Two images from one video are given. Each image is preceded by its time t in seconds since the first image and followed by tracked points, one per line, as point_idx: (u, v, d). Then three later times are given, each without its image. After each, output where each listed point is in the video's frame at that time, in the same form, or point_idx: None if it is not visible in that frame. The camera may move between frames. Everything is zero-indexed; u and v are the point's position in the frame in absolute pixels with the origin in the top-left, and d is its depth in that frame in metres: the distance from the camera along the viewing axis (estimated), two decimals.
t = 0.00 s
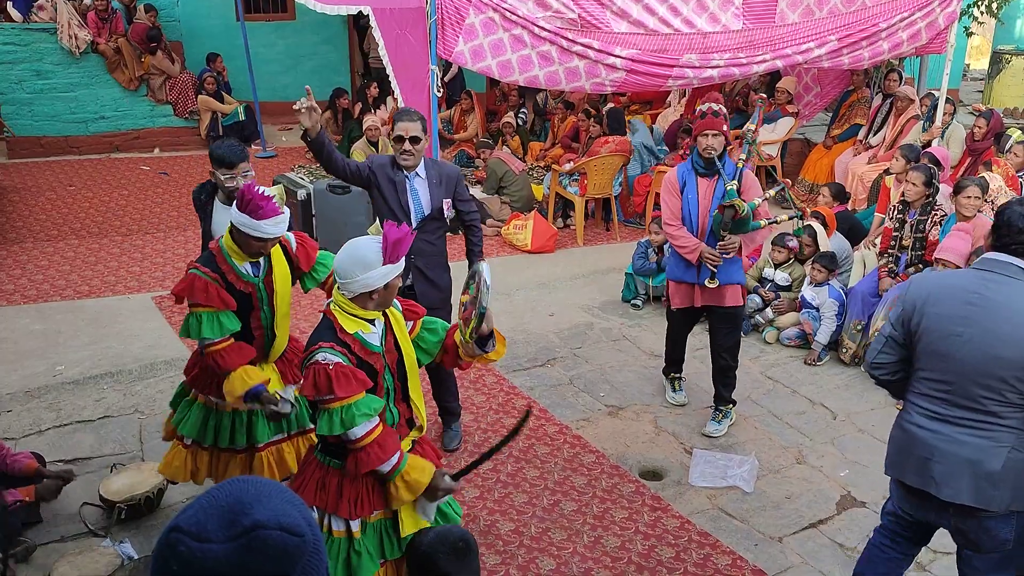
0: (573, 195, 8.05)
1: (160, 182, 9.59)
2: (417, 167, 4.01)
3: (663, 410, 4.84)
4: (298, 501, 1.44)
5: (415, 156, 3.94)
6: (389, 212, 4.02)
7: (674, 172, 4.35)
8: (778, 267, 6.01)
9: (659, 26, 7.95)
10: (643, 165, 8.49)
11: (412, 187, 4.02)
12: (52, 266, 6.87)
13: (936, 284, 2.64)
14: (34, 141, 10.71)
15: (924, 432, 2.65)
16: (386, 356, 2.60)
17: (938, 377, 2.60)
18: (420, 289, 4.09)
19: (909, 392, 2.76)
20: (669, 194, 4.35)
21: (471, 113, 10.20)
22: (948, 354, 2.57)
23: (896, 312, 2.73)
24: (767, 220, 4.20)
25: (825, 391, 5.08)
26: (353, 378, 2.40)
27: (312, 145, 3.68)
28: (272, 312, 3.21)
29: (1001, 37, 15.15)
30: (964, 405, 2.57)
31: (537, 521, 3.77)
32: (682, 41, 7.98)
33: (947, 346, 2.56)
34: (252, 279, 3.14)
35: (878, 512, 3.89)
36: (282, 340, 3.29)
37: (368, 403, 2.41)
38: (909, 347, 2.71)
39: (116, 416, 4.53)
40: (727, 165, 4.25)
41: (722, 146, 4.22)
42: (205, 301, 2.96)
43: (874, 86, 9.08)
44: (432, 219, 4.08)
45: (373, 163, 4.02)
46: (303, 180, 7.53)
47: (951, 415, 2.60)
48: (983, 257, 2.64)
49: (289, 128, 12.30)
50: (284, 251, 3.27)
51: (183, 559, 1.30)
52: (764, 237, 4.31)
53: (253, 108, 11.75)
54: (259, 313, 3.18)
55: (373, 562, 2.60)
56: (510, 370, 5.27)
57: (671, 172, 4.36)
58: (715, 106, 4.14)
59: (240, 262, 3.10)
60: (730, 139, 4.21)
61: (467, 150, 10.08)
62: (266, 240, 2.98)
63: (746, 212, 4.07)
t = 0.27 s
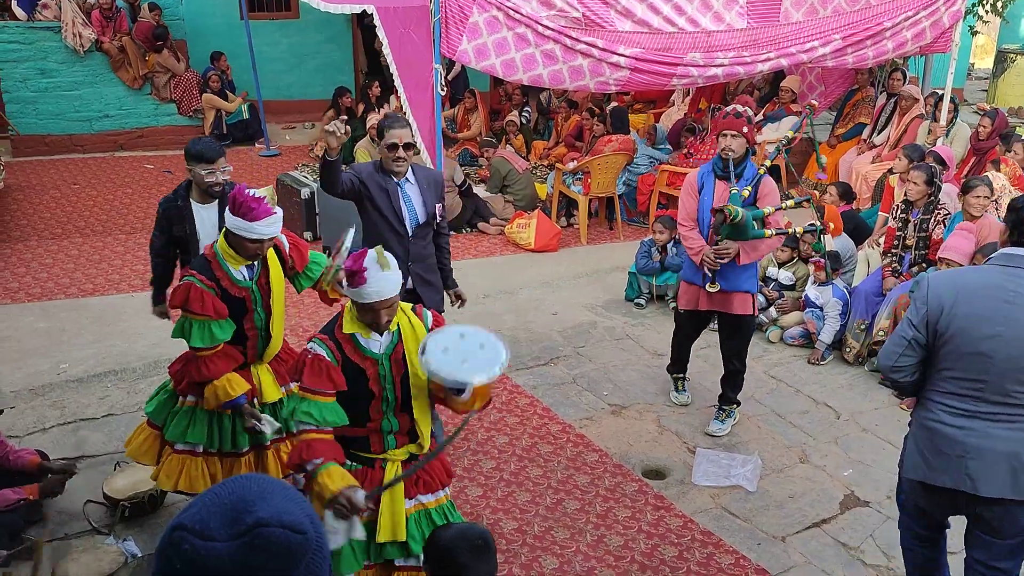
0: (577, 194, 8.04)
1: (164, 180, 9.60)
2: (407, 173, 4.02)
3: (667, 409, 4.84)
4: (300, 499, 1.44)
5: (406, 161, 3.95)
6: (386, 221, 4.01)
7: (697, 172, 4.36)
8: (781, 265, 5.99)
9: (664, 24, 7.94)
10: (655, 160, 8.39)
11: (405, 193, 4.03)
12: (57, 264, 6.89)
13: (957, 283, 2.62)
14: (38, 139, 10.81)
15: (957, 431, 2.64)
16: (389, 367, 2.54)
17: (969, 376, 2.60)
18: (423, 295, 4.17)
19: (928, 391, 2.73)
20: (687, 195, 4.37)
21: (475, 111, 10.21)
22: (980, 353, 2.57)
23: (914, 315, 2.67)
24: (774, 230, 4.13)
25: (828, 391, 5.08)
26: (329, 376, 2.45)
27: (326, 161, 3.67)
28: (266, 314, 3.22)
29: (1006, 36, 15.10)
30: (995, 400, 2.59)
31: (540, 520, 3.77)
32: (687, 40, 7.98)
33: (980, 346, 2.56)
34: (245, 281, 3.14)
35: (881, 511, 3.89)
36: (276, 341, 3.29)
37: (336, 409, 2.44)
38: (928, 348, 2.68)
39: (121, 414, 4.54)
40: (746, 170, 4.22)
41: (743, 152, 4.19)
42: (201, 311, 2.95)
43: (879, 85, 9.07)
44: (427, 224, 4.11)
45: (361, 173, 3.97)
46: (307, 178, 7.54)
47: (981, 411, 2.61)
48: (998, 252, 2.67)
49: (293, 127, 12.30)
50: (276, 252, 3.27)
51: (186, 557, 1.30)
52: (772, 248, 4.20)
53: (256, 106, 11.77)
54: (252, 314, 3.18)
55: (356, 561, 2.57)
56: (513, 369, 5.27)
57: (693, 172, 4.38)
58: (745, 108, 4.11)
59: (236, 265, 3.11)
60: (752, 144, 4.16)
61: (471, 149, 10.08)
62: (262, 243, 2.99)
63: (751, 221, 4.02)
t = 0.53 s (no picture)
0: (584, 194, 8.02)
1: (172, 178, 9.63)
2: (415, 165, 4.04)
3: (673, 410, 4.83)
4: (308, 497, 1.44)
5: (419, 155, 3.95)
6: (395, 212, 4.02)
7: (718, 174, 4.37)
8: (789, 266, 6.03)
9: (672, 25, 7.95)
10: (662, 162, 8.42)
11: (415, 186, 4.05)
12: (65, 262, 6.91)
13: (958, 286, 2.61)
14: (47, 138, 10.85)
15: (973, 428, 2.61)
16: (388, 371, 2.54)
17: (981, 375, 2.59)
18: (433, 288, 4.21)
19: (935, 391, 2.71)
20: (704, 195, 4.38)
21: (482, 111, 10.21)
22: (990, 352, 2.56)
23: (919, 322, 2.63)
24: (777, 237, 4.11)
25: (835, 392, 5.06)
26: (341, 347, 2.62)
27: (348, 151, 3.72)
28: (267, 314, 3.20)
29: (1016, 36, 15.05)
30: (1006, 395, 2.60)
31: (545, 520, 3.77)
32: (694, 40, 7.97)
33: (993, 345, 2.55)
34: (252, 276, 3.17)
35: (887, 513, 3.88)
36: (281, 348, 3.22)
37: (346, 375, 2.63)
38: (932, 351, 2.66)
39: (127, 411, 4.55)
40: (760, 175, 4.18)
41: (761, 154, 4.13)
42: (179, 256, 3.15)
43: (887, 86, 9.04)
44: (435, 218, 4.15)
45: (370, 164, 3.97)
46: (313, 177, 7.56)
47: (994, 406, 2.61)
48: (990, 251, 2.67)
49: (300, 126, 12.33)
50: (295, 265, 3.22)
51: (195, 556, 1.30)
52: (772, 255, 4.15)
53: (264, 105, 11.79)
54: (252, 310, 3.20)
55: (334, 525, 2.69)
56: (519, 369, 5.27)
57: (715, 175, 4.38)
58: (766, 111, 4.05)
59: (242, 255, 3.15)
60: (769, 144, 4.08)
61: (477, 149, 10.08)
62: (255, 235, 3.04)
63: (749, 227, 4.02)
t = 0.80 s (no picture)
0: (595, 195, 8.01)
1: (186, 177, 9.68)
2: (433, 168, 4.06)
3: (683, 412, 4.82)
4: (318, 496, 1.45)
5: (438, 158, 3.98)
6: (414, 216, 4.04)
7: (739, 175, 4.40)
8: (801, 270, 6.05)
9: (686, 26, 7.96)
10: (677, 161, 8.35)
11: (433, 189, 4.07)
12: (78, 259, 6.96)
13: (991, 288, 2.58)
14: (62, 136, 10.92)
15: (1013, 425, 2.62)
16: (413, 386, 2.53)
17: (1019, 372, 2.60)
18: (455, 291, 4.22)
19: (967, 393, 2.69)
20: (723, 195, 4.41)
21: (494, 112, 10.24)
22: None
23: (960, 330, 2.56)
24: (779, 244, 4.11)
25: (847, 396, 5.04)
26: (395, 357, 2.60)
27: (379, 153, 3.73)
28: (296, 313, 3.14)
29: None
30: None
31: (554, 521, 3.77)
32: (707, 42, 7.99)
33: None
34: (284, 275, 3.13)
35: (898, 518, 3.86)
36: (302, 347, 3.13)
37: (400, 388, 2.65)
38: (969, 356, 2.62)
39: (139, 409, 4.57)
40: (775, 179, 4.15)
41: (777, 159, 4.10)
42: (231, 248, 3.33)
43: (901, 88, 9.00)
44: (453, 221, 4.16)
45: (391, 168, 3.99)
46: (325, 177, 7.58)
47: None
48: (1004, 251, 2.67)
49: (313, 126, 12.37)
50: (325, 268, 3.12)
51: (206, 552, 1.31)
52: (773, 261, 4.17)
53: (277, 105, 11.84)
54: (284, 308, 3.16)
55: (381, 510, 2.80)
56: (529, 370, 5.27)
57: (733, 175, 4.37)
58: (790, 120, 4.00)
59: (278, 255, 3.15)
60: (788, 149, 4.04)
61: (489, 150, 10.09)
62: (284, 236, 3.03)
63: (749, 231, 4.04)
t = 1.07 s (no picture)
0: (612, 197, 8.02)
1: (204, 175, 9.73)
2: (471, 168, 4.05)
3: (698, 416, 4.81)
4: (336, 495, 1.46)
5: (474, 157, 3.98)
6: (446, 212, 4.04)
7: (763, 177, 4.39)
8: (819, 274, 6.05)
9: (705, 29, 7.91)
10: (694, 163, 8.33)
11: (468, 188, 4.06)
12: (98, 255, 7.02)
13: None
14: (83, 133, 11.02)
15: None
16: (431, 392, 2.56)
17: None
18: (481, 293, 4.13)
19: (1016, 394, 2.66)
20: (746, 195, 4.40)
21: (511, 113, 10.27)
22: None
23: None
24: (781, 245, 4.07)
25: (863, 402, 5.01)
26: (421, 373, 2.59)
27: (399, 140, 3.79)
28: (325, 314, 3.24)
29: None
30: None
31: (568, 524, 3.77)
32: (727, 45, 7.95)
33: None
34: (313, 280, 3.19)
35: (915, 526, 3.83)
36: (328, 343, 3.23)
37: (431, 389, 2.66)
38: None
39: (156, 405, 4.61)
40: (790, 183, 4.12)
41: (793, 162, 4.08)
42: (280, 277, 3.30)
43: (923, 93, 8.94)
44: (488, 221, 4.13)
45: (427, 163, 4.01)
46: (343, 177, 7.61)
47: None
48: None
49: (332, 125, 12.42)
50: (347, 271, 3.09)
51: (225, 550, 1.31)
52: (773, 262, 4.13)
53: (295, 104, 11.90)
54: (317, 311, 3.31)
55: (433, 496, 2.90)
56: (544, 372, 5.27)
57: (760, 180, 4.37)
58: (808, 124, 3.98)
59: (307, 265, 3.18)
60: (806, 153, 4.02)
61: (506, 150, 10.11)
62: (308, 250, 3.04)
63: (750, 230, 4.02)
